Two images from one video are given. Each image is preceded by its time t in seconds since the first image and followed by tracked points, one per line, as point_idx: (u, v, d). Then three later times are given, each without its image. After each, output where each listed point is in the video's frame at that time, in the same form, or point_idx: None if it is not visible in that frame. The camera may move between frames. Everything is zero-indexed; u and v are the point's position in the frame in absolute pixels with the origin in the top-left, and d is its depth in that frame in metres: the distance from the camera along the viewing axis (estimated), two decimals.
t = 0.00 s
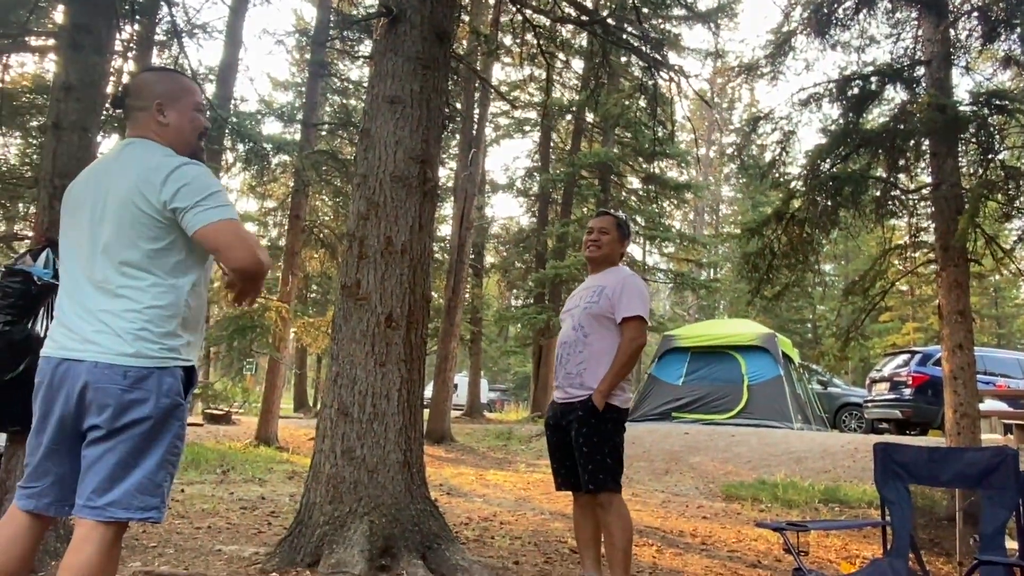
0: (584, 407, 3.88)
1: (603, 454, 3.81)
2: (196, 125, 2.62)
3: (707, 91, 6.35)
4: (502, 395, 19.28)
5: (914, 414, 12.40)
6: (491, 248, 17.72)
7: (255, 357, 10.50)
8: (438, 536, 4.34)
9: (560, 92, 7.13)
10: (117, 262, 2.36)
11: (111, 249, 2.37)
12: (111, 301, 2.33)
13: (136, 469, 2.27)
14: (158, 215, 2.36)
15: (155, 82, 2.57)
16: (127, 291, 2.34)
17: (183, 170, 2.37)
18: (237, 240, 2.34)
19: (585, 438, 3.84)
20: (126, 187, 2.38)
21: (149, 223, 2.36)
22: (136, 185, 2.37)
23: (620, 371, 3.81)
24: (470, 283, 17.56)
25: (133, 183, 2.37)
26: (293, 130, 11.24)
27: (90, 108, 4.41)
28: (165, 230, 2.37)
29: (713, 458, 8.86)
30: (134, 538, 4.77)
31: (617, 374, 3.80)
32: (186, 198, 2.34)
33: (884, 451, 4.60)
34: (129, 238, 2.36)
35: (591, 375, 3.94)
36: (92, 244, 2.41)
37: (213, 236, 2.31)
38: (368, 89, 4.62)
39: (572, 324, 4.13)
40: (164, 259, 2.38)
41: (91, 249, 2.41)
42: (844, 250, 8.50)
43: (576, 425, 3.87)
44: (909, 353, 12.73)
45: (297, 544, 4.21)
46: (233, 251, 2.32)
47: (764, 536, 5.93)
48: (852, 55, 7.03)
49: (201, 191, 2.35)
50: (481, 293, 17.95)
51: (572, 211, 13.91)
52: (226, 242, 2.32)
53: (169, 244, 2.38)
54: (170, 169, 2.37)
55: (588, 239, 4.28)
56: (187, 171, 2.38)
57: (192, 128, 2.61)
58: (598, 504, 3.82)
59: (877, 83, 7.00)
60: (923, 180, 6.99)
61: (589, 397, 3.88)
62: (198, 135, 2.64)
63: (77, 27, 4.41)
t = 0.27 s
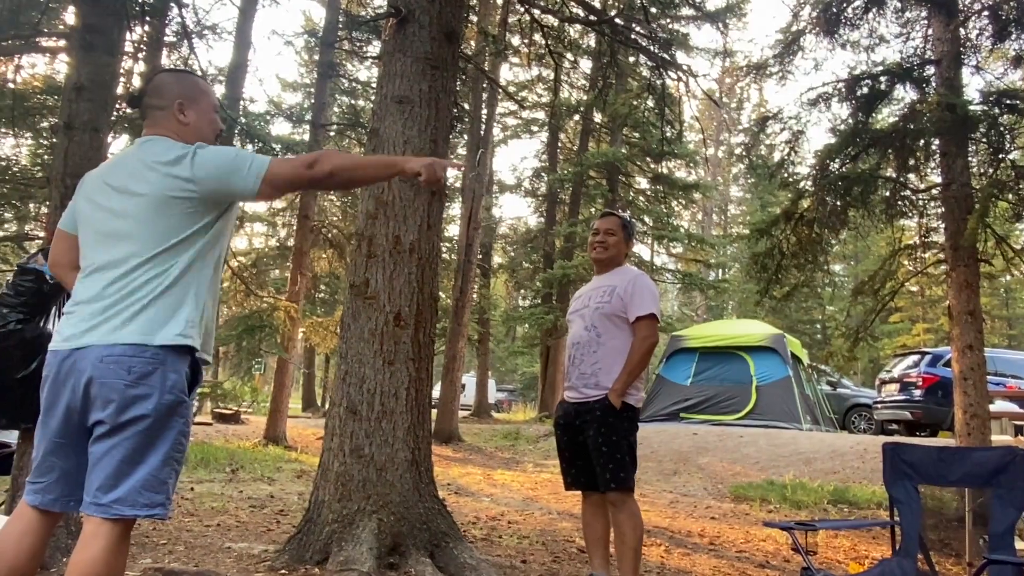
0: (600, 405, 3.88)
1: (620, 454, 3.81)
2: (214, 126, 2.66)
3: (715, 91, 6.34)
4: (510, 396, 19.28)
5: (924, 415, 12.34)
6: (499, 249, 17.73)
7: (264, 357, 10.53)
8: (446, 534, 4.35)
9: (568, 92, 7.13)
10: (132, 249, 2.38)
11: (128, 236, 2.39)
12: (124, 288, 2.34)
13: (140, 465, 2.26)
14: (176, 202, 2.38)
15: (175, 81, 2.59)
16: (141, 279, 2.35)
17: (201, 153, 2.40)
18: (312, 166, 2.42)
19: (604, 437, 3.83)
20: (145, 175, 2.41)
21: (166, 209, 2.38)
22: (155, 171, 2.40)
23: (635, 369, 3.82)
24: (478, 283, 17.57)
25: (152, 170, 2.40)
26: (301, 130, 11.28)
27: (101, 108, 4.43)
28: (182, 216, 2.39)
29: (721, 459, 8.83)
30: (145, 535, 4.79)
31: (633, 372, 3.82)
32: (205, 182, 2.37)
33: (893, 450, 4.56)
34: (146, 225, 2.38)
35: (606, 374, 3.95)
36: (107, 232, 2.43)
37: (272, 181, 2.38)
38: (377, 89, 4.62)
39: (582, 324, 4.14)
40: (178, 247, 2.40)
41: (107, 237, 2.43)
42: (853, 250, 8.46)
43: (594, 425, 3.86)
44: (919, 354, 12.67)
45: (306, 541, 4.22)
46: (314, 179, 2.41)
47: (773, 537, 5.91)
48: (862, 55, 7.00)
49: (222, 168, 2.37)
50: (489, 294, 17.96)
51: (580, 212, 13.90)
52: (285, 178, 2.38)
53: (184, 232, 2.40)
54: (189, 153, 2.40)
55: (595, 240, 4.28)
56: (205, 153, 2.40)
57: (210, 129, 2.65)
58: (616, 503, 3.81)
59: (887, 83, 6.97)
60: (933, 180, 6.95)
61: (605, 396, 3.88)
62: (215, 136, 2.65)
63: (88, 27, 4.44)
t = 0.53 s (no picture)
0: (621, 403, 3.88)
1: (638, 447, 3.83)
2: (217, 125, 2.64)
3: (723, 89, 6.33)
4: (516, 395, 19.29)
5: (931, 415, 12.30)
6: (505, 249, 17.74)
7: (271, 355, 10.56)
8: (453, 530, 4.36)
9: (575, 91, 7.13)
10: (148, 244, 2.39)
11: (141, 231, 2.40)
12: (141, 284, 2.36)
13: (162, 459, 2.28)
14: (187, 197, 2.40)
15: (177, 81, 2.60)
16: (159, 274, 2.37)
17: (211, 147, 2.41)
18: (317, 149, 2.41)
19: (623, 431, 3.85)
20: (159, 170, 2.42)
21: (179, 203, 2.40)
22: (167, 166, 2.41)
23: (656, 365, 3.86)
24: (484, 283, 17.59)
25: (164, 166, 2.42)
26: (308, 129, 11.30)
27: (110, 106, 4.45)
28: (195, 211, 2.41)
29: (728, 457, 8.82)
30: (153, 531, 4.80)
31: (654, 369, 3.85)
32: (217, 176, 2.38)
33: (900, 446, 4.56)
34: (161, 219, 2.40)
35: (624, 370, 3.95)
36: (122, 227, 2.45)
37: (278, 161, 2.37)
38: (384, 87, 4.64)
39: (593, 321, 4.12)
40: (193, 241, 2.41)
41: (121, 233, 2.45)
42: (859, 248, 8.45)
43: (614, 420, 3.87)
44: (927, 354, 12.64)
45: (314, 537, 4.22)
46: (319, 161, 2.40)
47: (780, 535, 5.90)
48: (869, 53, 6.98)
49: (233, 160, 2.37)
50: (495, 293, 17.98)
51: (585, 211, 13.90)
52: (291, 159, 2.38)
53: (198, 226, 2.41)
54: (199, 147, 2.41)
55: (599, 238, 4.27)
56: (215, 147, 2.41)
57: (213, 127, 2.62)
58: (627, 501, 3.79)
59: (894, 81, 6.98)
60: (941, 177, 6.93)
61: (627, 392, 3.89)
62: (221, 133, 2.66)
63: (97, 26, 4.46)
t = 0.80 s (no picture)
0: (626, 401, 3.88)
1: (644, 448, 3.84)
2: (229, 126, 2.67)
3: (724, 89, 6.34)
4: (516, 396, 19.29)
5: (932, 415, 12.29)
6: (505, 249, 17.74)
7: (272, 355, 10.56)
8: (454, 528, 4.36)
9: (576, 91, 7.14)
10: (153, 242, 2.39)
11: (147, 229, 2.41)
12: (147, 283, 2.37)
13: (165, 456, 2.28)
14: (192, 192, 2.40)
15: (192, 79, 2.63)
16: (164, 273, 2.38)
17: (213, 143, 2.40)
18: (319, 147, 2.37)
19: (629, 431, 3.86)
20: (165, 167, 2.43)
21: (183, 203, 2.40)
22: (171, 165, 2.42)
23: (662, 364, 3.85)
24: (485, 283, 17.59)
25: (169, 164, 2.42)
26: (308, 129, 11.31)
27: (113, 105, 4.45)
28: (200, 208, 2.41)
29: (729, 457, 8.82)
30: (155, 529, 4.81)
31: (661, 369, 3.85)
32: (219, 172, 2.37)
33: (901, 444, 4.56)
34: (166, 218, 2.40)
35: (630, 368, 3.95)
36: (127, 224, 2.45)
37: (279, 160, 2.34)
38: (386, 86, 4.64)
39: (602, 318, 4.13)
40: (197, 239, 2.42)
41: (126, 231, 2.45)
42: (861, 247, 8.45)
43: (618, 420, 3.88)
44: (928, 354, 12.63)
45: (316, 534, 4.22)
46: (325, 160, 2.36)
47: (781, 534, 5.90)
48: (871, 53, 7.00)
49: (234, 157, 2.36)
50: (496, 294, 17.98)
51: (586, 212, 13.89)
52: (295, 157, 2.35)
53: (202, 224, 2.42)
54: (202, 143, 2.41)
55: (610, 235, 4.26)
56: (219, 142, 2.40)
57: (224, 128, 2.65)
58: (636, 504, 3.79)
59: (895, 81, 6.99)
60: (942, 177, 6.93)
61: (632, 391, 3.90)
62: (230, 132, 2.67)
63: (100, 24, 4.46)
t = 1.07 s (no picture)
0: (626, 402, 3.89)
1: (643, 451, 3.85)
2: (220, 131, 2.70)
3: (716, 90, 6.35)
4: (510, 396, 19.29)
5: (923, 415, 12.34)
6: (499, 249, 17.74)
7: (265, 356, 10.54)
8: (446, 530, 4.36)
9: (568, 93, 7.14)
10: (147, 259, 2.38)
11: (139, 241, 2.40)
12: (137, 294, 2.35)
13: (156, 460, 2.28)
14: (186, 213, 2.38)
15: (188, 84, 2.63)
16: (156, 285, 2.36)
17: (212, 161, 2.41)
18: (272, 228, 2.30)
19: (628, 434, 3.87)
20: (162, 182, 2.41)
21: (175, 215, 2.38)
22: (165, 177, 2.40)
23: (661, 367, 3.85)
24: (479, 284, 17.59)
25: (163, 176, 2.41)
26: (301, 130, 11.29)
27: (103, 106, 4.44)
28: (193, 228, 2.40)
29: (720, 458, 8.85)
30: (146, 532, 4.80)
31: (661, 373, 3.85)
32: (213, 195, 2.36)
33: (892, 445, 4.57)
34: (156, 230, 2.39)
35: (630, 370, 3.96)
36: (119, 236, 2.44)
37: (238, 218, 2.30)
38: (378, 87, 4.64)
39: (604, 318, 4.12)
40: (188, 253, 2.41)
41: (117, 243, 2.44)
42: (851, 248, 8.49)
43: (617, 422, 3.90)
44: (919, 354, 12.68)
45: (307, 537, 4.21)
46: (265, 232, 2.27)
47: (773, 534, 5.91)
48: (862, 55, 7.01)
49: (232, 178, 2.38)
50: (489, 294, 17.98)
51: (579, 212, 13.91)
52: (250, 212, 2.30)
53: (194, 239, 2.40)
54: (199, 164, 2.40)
55: (617, 233, 4.24)
56: (214, 165, 2.39)
57: (216, 132, 2.68)
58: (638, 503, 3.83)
59: (887, 82, 6.99)
60: (933, 179, 6.96)
61: (632, 392, 3.90)
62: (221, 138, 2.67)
63: (90, 24, 4.45)
